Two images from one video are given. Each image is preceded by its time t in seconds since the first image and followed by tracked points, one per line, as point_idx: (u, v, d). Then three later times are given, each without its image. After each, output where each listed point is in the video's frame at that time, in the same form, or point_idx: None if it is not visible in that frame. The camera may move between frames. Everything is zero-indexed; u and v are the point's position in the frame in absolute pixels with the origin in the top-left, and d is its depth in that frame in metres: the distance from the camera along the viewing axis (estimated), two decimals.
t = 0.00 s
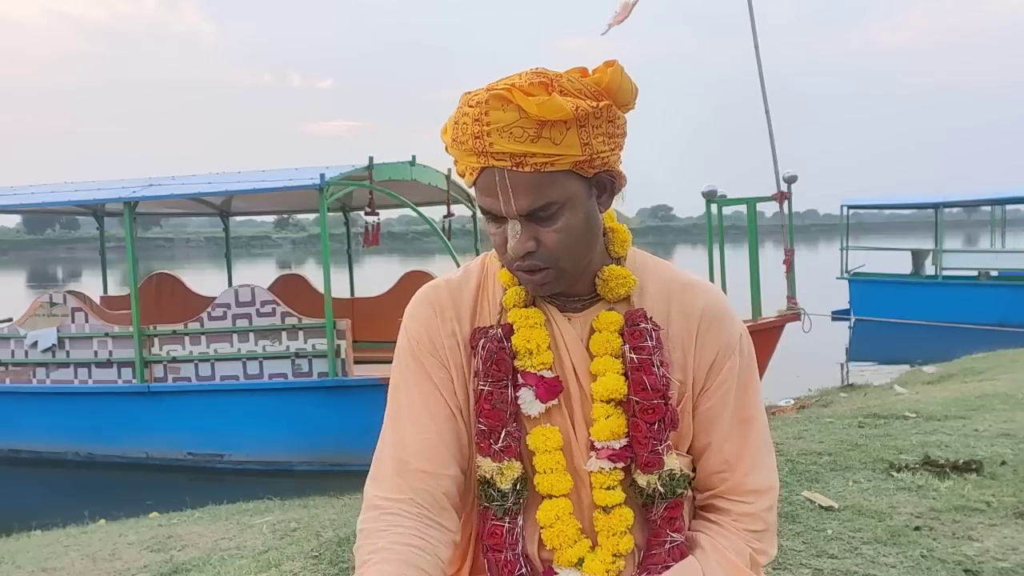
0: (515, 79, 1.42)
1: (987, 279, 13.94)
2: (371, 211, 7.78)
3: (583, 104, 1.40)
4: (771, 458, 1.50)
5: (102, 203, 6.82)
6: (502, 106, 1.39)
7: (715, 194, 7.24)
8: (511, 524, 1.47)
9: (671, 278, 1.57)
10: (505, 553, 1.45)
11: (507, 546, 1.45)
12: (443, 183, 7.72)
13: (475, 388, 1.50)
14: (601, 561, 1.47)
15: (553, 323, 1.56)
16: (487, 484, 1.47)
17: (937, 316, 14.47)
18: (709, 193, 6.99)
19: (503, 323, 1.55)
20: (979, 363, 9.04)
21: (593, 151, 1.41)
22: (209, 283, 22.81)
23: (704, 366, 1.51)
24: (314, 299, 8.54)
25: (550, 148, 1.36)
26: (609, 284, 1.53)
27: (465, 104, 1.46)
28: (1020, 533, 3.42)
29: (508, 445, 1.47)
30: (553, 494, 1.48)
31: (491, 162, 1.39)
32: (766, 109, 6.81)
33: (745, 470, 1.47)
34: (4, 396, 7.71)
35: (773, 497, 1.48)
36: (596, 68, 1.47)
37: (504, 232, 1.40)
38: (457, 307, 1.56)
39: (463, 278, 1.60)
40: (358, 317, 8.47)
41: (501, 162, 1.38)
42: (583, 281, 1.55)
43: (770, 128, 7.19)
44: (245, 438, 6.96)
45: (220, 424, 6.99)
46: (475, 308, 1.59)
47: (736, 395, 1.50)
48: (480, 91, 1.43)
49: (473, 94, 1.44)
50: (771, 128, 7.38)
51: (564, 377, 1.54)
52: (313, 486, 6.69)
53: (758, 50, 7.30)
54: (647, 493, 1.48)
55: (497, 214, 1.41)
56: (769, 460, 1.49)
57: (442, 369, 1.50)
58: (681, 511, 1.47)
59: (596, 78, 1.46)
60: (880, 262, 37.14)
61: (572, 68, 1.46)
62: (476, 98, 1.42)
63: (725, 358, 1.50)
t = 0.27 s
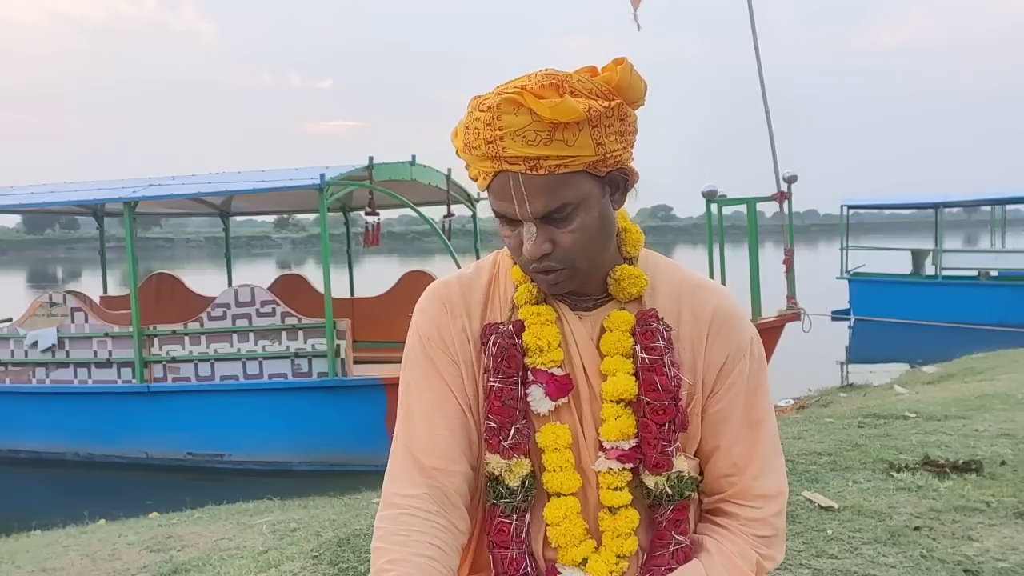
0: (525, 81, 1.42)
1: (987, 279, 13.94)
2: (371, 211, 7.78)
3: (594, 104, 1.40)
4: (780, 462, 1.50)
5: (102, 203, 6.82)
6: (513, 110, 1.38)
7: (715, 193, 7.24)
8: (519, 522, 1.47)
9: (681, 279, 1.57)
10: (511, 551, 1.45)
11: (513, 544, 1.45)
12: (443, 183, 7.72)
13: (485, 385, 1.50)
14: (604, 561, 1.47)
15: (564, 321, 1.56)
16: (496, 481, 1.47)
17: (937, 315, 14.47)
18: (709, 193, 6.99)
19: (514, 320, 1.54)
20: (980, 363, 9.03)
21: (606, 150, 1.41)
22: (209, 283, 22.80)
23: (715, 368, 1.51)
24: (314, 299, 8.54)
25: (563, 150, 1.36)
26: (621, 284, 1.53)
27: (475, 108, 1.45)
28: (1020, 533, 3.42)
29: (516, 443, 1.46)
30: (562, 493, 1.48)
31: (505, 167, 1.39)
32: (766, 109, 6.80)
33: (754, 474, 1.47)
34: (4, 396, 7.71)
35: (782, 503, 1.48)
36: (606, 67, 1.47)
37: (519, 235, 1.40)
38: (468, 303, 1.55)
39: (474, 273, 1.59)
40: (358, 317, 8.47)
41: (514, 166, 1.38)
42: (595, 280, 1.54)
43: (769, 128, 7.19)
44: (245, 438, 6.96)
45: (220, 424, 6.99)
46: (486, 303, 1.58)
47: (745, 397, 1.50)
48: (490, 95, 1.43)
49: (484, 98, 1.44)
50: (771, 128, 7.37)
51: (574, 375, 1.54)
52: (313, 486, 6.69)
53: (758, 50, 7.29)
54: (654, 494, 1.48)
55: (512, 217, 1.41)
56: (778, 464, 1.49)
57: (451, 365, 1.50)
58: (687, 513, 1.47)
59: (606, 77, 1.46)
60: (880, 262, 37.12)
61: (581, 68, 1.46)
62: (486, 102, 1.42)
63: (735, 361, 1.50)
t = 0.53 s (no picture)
0: (528, 83, 1.42)
1: (987, 279, 13.94)
2: (371, 211, 7.78)
3: (597, 107, 1.40)
4: (782, 464, 1.50)
5: (102, 203, 6.82)
6: (515, 113, 1.39)
7: (715, 193, 7.24)
8: (520, 521, 1.47)
9: (685, 280, 1.57)
10: (512, 550, 1.45)
11: (514, 543, 1.45)
12: (444, 183, 7.72)
13: (486, 384, 1.50)
14: (604, 561, 1.47)
15: (566, 321, 1.56)
16: (497, 480, 1.47)
17: (937, 315, 14.47)
18: (709, 193, 6.99)
19: (516, 320, 1.54)
20: (980, 363, 9.03)
21: (608, 153, 1.41)
22: (209, 283, 22.80)
23: (717, 369, 1.51)
24: (314, 299, 8.54)
25: (565, 153, 1.37)
26: (625, 283, 1.53)
27: (477, 110, 1.45)
28: (1020, 533, 3.42)
29: (518, 442, 1.47)
30: (563, 492, 1.49)
31: (507, 169, 1.39)
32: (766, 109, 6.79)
33: (756, 475, 1.47)
34: (4, 396, 7.71)
35: (784, 503, 1.48)
36: (609, 69, 1.47)
37: (520, 237, 1.41)
38: (470, 302, 1.55)
39: (477, 272, 1.59)
40: (358, 317, 8.47)
41: (516, 169, 1.39)
42: (599, 280, 1.54)
43: (770, 128, 7.20)
44: (245, 438, 6.96)
45: (220, 425, 6.99)
46: (488, 303, 1.58)
47: (748, 399, 1.50)
48: (493, 97, 1.43)
49: (486, 100, 1.44)
50: (771, 128, 7.36)
51: (576, 375, 1.54)
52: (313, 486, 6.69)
53: (758, 50, 7.29)
54: (656, 494, 1.48)
55: (514, 219, 1.41)
56: (780, 465, 1.49)
57: (453, 364, 1.49)
58: (689, 513, 1.47)
59: (610, 79, 1.46)
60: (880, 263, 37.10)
61: (585, 70, 1.46)
62: (489, 104, 1.42)
63: (738, 361, 1.50)
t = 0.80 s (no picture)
0: (523, 82, 1.43)
1: (987, 279, 13.94)
2: (371, 211, 7.78)
3: (592, 105, 1.40)
4: (781, 463, 1.50)
5: (102, 203, 6.82)
6: (511, 111, 1.39)
7: (715, 193, 7.24)
8: (518, 520, 1.47)
9: (683, 279, 1.57)
10: (512, 549, 1.45)
11: (513, 542, 1.45)
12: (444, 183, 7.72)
13: (484, 383, 1.50)
14: (603, 560, 1.47)
15: (563, 321, 1.56)
16: (496, 479, 1.47)
17: (937, 315, 14.47)
18: (709, 193, 6.99)
19: (513, 319, 1.54)
20: (980, 363, 9.03)
21: (604, 152, 1.41)
22: (209, 283, 22.83)
23: (715, 368, 1.51)
24: (314, 299, 8.55)
25: (560, 150, 1.36)
26: (622, 283, 1.53)
27: (474, 108, 1.46)
28: (1020, 533, 3.42)
29: (516, 441, 1.47)
30: (562, 491, 1.49)
31: (501, 166, 1.39)
32: (766, 109, 6.78)
33: (754, 474, 1.47)
34: (4, 396, 7.71)
35: (783, 502, 1.48)
36: (605, 68, 1.47)
37: (516, 236, 1.40)
38: (467, 301, 1.56)
39: (474, 273, 1.60)
40: (358, 317, 8.48)
41: (511, 166, 1.38)
42: (596, 279, 1.54)
43: (769, 128, 7.20)
44: (245, 438, 6.96)
45: (220, 425, 6.99)
46: (486, 302, 1.58)
47: (745, 398, 1.50)
48: (488, 95, 1.43)
49: (482, 98, 1.45)
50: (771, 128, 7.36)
51: (573, 374, 1.54)
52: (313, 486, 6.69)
53: (759, 50, 7.29)
54: (653, 493, 1.48)
55: (509, 218, 1.40)
56: (779, 464, 1.49)
57: (451, 364, 1.50)
58: (687, 513, 1.47)
59: (605, 78, 1.46)
60: (880, 263, 37.09)
61: (580, 69, 1.46)
62: (485, 102, 1.42)
63: (736, 360, 1.50)
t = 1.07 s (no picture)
0: (522, 82, 1.43)
1: (987, 279, 13.95)
2: (371, 211, 7.78)
3: (590, 105, 1.40)
4: (780, 463, 1.50)
5: (102, 203, 6.82)
6: (509, 111, 1.39)
7: (715, 193, 7.24)
8: (520, 518, 1.47)
9: (682, 279, 1.57)
10: (513, 547, 1.45)
11: (515, 540, 1.45)
12: (444, 183, 7.72)
13: (485, 381, 1.50)
14: (603, 559, 1.47)
15: (563, 320, 1.56)
16: (498, 477, 1.47)
17: (937, 316, 14.48)
18: (709, 193, 6.99)
19: (515, 317, 1.54)
20: (979, 363, 9.03)
21: (602, 151, 1.41)
22: (209, 283, 22.82)
23: (714, 367, 1.50)
24: (314, 299, 8.55)
25: (559, 151, 1.36)
26: (622, 282, 1.53)
27: (472, 109, 1.46)
28: (1020, 533, 3.42)
29: (518, 438, 1.46)
30: (562, 489, 1.49)
31: (501, 167, 1.39)
32: (766, 108, 6.77)
33: (754, 474, 1.47)
34: (4, 396, 7.71)
35: (782, 502, 1.48)
36: (602, 67, 1.47)
37: (516, 236, 1.40)
38: (469, 299, 1.55)
39: (474, 270, 1.60)
40: (358, 317, 8.48)
41: (510, 167, 1.38)
42: (596, 279, 1.54)
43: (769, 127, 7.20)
44: (245, 438, 6.96)
45: (220, 425, 6.99)
46: (486, 300, 1.58)
47: (745, 398, 1.50)
48: (487, 96, 1.43)
49: (481, 99, 1.45)
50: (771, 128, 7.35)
51: (573, 373, 1.54)
52: (313, 486, 6.69)
53: (759, 50, 7.28)
54: (653, 493, 1.47)
55: (509, 218, 1.40)
56: (778, 463, 1.49)
57: (454, 360, 1.49)
58: (686, 512, 1.47)
59: (602, 77, 1.46)
60: (880, 263, 37.08)
61: (578, 68, 1.46)
62: (483, 103, 1.42)
63: (735, 359, 1.50)
